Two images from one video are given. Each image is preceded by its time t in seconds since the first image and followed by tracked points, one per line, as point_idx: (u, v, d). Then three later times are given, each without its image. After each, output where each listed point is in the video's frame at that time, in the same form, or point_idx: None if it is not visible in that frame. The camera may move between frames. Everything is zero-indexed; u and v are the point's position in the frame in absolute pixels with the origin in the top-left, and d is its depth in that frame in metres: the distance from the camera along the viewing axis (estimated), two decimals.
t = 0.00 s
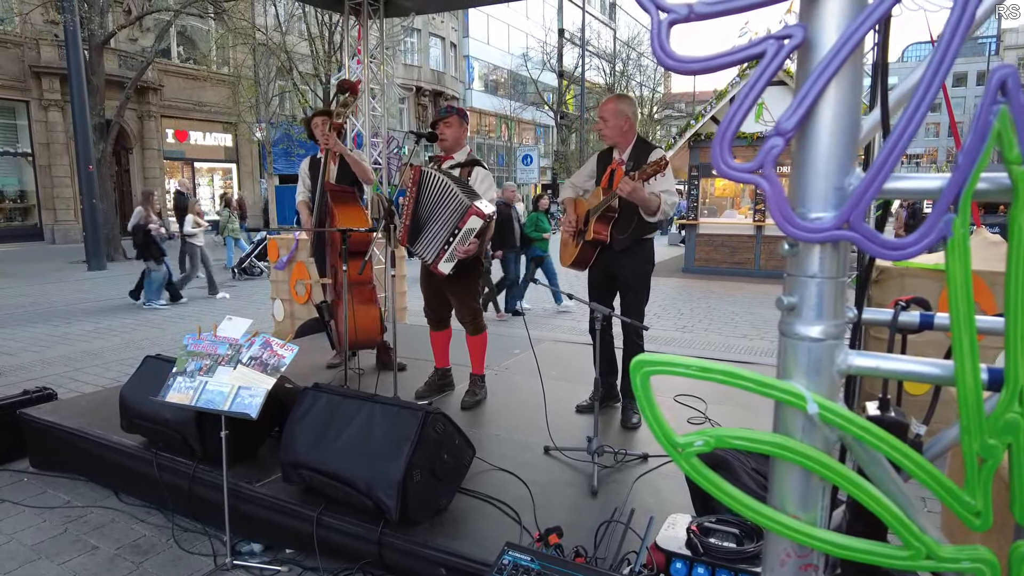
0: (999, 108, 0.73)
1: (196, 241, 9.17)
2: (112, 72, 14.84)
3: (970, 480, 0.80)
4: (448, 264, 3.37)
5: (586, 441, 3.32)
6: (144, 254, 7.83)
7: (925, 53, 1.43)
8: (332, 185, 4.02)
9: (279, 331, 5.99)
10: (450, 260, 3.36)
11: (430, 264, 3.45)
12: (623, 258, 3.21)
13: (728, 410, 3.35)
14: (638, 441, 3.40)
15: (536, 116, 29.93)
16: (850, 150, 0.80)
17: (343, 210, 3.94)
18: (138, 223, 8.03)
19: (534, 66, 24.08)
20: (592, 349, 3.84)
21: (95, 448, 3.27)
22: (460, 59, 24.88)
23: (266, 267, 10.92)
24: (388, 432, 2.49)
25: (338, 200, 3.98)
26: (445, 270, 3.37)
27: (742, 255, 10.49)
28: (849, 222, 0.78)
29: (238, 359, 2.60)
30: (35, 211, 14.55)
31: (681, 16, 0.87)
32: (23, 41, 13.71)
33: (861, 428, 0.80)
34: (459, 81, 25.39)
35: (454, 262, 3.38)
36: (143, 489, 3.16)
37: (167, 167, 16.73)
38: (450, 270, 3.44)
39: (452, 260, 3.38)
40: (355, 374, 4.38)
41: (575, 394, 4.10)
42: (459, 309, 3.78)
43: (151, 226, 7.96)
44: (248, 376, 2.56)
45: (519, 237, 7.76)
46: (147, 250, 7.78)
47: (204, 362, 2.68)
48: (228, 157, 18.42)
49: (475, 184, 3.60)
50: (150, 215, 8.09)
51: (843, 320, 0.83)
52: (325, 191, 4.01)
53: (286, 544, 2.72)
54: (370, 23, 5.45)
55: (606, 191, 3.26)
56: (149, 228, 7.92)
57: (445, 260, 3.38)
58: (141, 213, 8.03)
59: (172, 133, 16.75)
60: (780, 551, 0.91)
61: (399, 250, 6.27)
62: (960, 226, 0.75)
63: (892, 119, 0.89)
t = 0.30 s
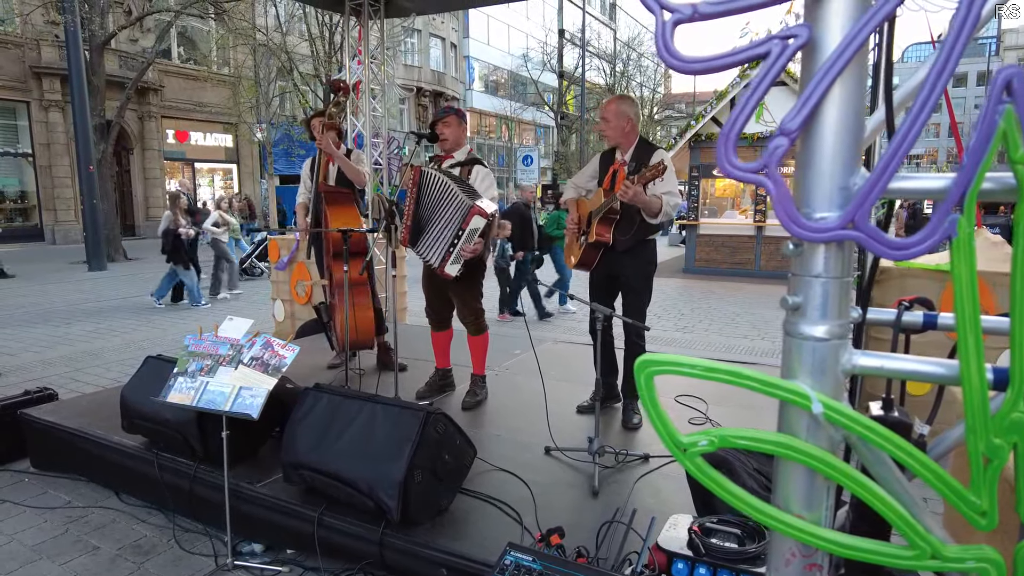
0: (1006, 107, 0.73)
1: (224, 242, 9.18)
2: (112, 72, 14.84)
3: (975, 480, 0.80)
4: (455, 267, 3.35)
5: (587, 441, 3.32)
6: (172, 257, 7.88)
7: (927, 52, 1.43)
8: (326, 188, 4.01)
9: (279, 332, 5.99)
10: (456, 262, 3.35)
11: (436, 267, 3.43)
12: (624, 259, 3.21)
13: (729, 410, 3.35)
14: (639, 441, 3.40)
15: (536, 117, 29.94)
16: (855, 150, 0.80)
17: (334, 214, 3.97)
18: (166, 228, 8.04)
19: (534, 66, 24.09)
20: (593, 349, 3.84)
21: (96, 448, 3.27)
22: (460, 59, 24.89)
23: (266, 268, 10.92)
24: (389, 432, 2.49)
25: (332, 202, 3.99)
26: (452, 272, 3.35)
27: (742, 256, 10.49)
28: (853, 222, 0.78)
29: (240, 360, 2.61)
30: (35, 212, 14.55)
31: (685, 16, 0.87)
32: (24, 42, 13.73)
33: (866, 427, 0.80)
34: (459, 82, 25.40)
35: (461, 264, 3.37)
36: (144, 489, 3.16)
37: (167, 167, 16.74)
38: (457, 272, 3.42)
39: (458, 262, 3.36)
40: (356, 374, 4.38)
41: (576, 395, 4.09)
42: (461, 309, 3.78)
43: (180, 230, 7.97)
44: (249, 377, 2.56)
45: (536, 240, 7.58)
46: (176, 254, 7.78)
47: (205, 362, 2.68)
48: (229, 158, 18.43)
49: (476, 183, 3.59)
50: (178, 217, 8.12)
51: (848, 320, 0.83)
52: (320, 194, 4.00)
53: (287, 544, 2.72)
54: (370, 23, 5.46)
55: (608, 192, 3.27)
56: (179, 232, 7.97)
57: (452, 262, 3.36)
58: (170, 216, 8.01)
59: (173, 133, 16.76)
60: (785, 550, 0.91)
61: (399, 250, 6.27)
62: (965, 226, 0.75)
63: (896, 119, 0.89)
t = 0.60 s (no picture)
0: (1013, 107, 0.73)
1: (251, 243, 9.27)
2: (114, 73, 14.84)
3: (982, 481, 0.80)
4: (464, 260, 3.33)
5: (588, 441, 3.32)
6: (200, 255, 7.96)
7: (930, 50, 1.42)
8: (321, 189, 3.98)
9: (281, 332, 6.00)
10: (463, 254, 3.33)
11: (446, 266, 3.41)
12: (626, 259, 3.22)
13: (731, 410, 3.34)
14: (641, 441, 3.40)
15: (537, 117, 29.96)
16: (862, 149, 0.80)
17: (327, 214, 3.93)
18: (195, 225, 8.10)
19: (535, 66, 24.10)
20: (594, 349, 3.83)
21: (98, 448, 3.28)
22: (460, 60, 24.92)
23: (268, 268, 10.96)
24: (391, 432, 2.49)
25: (326, 202, 3.95)
26: (463, 266, 3.33)
27: (743, 256, 10.49)
28: (860, 222, 0.78)
29: (241, 360, 2.61)
30: (37, 212, 14.57)
31: (691, 16, 0.87)
32: (25, 42, 13.76)
33: (872, 427, 0.80)
34: (460, 82, 25.41)
35: (468, 256, 3.34)
36: (146, 489, 3.17)
37: (168, 167, 16.78)
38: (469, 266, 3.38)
39: (465, 254, 3.34)
40: (358, 374, 4.39)
41: (578, 395, 4.09)
42: (464, 309, 3.78)
43: (210, 229, 8.03)
44: (252, 376, 2.56)
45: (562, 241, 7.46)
46: (203, 253, 7.87)
47: (207, 362, 2.68)
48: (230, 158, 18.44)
49: (480, 183, 3.60)
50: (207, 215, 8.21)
51: (855, 319, 0.83)
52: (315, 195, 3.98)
53: (289, 544, 2.72)
54: (371, 24, 5.46)
55: (611, 192, 3.27)
56: (208, 230, 8.02)
57: (459, 255, 3.34)
58: (200, 214, 8.08)
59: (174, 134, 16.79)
60: (791, 551, 0.91)
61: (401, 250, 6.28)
62: (972, 225, 0.75)
63: (903, 117, 0.89)
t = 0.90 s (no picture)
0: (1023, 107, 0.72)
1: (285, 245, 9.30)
2: (115, 73, 14.82)
3: (990, 481, 0.80)
4: (465, 254, 3.34)
5: (591, 441, 3.31)
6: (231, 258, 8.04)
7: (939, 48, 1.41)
8: (320, 189, 3.94)
9: (282, 332, 6.00)
10: (464, 249, 3.34)
11: (448, 263, 3.41)
12: (628, 259, 3.21)
13: (733, 411, 3.34)
14: (643, 441, 3.40)
15: (538, 117, 29.94)
16: (869, 149, 0.80)
17: (326, 212, 3.89)
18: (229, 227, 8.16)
19: (537, 66, 24.08)
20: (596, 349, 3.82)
21: (100, 448, 3.27)
22: (462, 60, 24.92)
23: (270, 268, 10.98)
24: (394, 432, 2.49)
25: (325, 200, 3.90)
26: (466, 262, 3.35)
27: (744, 256, 10.47)
28: (868, 221, 0.78)
29: (244, 359, 2.61)
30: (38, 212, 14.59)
31: (698, 14, 0.87)
32: (27, 43, 13.79)
33: (879, 426, 0.79)
34: (461, 82, 25.41)
35: (469, 250, 3.35)
36: (148, 489, 3.17)
37: (170, 168, 16.79)
38: (471, 261, 3.39)
39: (466, 248, 3.35)
40: (360, 374, 4.39)
41: (580, 395, 4.09)
42: (466, 309, 3.78)
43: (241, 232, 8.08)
44: (254, 376, 2.56)
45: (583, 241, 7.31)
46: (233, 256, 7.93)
47: (210, 362, 2.68)
48: (231, 158, 18.45)
49: (483, 182, 3.62)
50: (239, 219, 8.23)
51: (861, 319, 0.83)
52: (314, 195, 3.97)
53: (292, 544, 2.72)
54: (373, 23, 5.44)
55: (613, 192, 3.24)
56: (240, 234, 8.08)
57: (461, 251, 3.34)
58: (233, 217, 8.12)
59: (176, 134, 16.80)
60: (797, 550, 0.91)
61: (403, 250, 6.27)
62: (981, 224, 0.75)
63: (909, 116, 0.89)
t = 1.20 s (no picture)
0: None
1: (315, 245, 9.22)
2: (116, 73, 14.82)
3: (997, 481, 0.80)
4: (458, 253, 3.34)
5: (592, 442, 3.31)
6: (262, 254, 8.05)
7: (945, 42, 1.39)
8: (320, 189, 3.90)
9: (283, 332, 6.00)
10: (457, 246, 3.34)
11: (442, 261, 3.41)
12: (629, 260, 3.21)
13: (734, 411, 3.34)
14: (645, 441, 3.40)
15: (539, 117, 29.93)
16: (875, 148, 0.79)
17: (324, 212, 3.86)
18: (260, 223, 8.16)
19: (538, 67, 24.08)
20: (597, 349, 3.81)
21: (101, 448, 3.27)
22: (463, 60, 24.93)
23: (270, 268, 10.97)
24: (395, 432, 2.49)
25: (324, 200, 3.86)
26: (459, 260, 3.34)
27: (745, 256, 10.46)
28: (874, 219, 0.77)
29: (245, 359, 2.60)
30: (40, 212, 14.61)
31: (702, 12, 0.86)
32: (28, 43, 13.80)
33: (885, 426, 0.79)
34: (462, 82, 25.40)
35: (462, 248, 3.35)
36: (149, 489, 3.16)
37: (170, 168, 16.81)
38: (464, 259, 3.39)
39: (459, 246, 3.35)
40: (361, 374, 4.39)
41: (580, 395, 4.09)
42: (467, 310, 3.78)
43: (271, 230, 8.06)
44: (254, 377, 2.56)
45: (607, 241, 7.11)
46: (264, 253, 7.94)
47: (211, 362, 2.68)
48: (232, 158, 18.46)
49: (483, 183, 3.61)
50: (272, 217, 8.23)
51: (866, 318, 0.83)
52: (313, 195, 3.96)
53: (292, 545, 2.71)
54: (374, 23, 5.43)
55: (616, 193, 3.25)
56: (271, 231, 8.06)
57: (454, 249, 3.35)
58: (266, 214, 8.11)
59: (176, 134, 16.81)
60: (802, 551, 0.90)
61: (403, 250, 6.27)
62: (989, 223, 0.74)
63: (914, 115, 0.89)
